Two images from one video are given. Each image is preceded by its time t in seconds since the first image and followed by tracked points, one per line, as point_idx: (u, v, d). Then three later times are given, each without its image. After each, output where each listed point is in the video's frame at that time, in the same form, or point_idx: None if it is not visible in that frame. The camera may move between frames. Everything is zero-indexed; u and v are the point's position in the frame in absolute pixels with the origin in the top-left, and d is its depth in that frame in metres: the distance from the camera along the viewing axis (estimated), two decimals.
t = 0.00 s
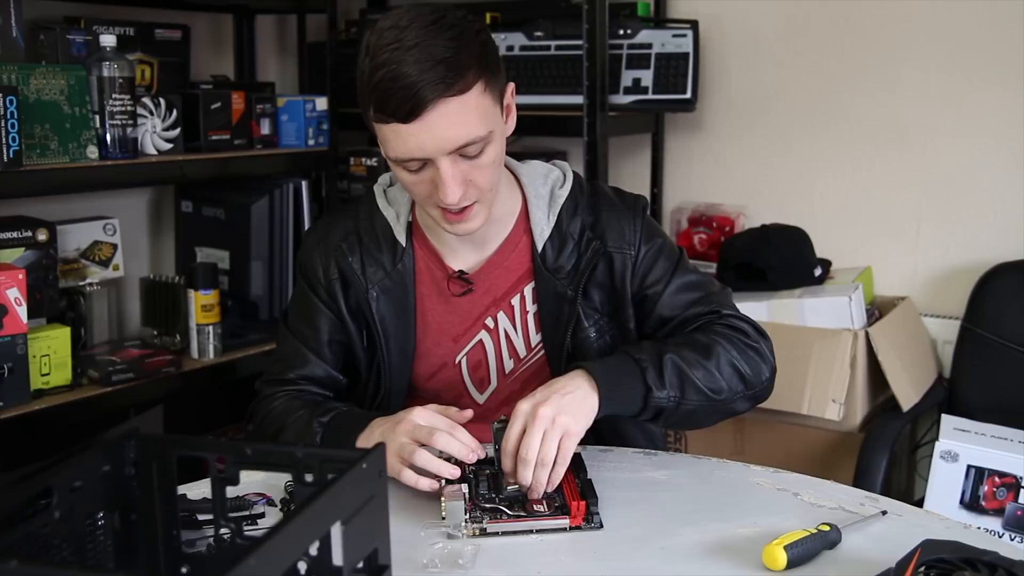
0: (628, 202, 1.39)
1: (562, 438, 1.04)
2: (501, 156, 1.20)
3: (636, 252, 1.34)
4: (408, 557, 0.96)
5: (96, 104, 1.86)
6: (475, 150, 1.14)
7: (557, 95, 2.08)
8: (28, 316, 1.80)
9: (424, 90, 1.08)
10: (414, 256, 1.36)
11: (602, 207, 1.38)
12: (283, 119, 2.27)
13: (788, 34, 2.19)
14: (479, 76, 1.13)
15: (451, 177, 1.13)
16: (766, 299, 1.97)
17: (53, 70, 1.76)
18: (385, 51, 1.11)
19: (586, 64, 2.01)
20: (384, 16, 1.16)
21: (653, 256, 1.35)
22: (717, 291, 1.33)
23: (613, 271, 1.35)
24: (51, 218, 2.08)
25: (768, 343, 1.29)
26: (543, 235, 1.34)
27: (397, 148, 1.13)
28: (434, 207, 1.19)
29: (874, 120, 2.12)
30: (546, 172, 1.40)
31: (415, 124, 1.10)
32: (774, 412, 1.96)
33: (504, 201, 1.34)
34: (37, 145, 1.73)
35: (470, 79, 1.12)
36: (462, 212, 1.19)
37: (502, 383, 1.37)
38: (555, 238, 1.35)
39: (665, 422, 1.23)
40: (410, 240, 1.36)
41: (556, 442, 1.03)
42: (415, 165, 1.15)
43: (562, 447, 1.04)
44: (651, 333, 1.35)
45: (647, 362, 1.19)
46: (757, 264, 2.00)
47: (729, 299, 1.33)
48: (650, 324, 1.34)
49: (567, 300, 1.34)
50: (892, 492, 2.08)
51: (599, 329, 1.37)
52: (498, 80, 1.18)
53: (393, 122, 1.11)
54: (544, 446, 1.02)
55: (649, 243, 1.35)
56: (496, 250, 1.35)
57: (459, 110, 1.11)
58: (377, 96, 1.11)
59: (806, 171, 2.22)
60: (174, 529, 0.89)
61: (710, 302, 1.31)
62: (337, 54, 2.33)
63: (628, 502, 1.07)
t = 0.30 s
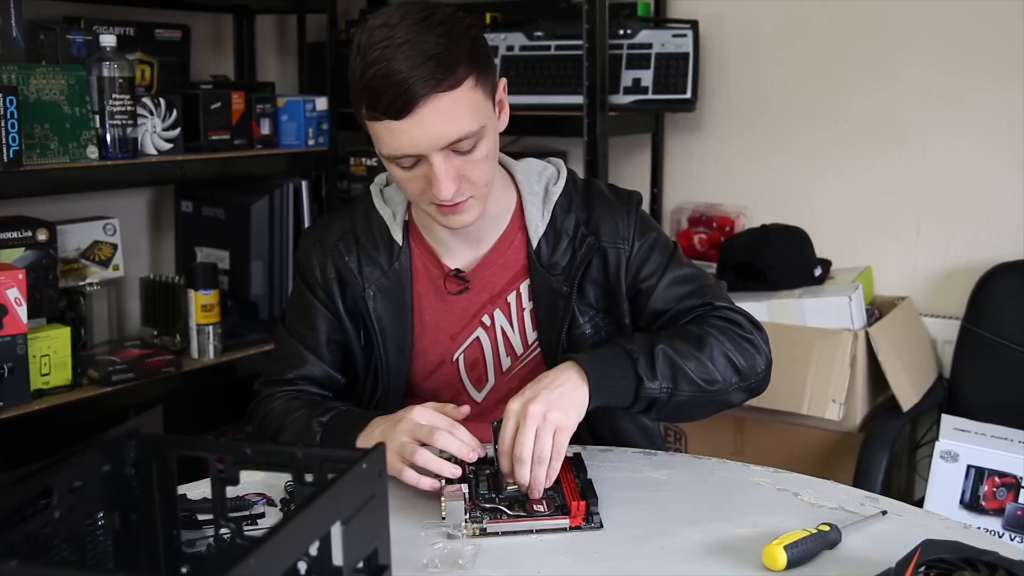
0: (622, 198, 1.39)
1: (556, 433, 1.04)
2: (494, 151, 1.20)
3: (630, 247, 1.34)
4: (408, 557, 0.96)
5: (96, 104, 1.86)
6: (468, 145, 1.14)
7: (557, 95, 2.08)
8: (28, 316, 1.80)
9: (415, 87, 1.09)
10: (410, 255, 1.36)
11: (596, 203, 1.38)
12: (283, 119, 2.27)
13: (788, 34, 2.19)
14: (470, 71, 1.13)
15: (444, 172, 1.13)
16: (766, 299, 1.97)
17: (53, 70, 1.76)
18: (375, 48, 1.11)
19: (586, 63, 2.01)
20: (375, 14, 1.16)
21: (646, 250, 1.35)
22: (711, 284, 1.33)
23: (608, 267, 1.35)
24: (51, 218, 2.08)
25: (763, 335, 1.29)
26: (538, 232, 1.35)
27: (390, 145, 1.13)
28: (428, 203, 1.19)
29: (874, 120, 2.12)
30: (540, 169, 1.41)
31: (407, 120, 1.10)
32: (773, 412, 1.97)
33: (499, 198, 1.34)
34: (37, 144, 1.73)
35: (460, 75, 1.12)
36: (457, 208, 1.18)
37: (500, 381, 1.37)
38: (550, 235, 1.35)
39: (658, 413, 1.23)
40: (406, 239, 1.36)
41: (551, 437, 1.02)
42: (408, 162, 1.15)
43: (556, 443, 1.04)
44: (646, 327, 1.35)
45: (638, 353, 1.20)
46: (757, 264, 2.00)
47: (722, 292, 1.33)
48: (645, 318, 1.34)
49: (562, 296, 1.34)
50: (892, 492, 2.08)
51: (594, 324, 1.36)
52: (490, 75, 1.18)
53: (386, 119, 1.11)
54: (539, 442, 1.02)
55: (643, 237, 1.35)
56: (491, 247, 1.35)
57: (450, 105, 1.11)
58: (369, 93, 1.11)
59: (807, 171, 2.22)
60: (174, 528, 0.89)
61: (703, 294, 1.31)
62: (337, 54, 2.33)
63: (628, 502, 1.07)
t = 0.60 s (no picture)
0: (621, 198, 1.39)
1: (559, 430, 1.04)
2: (495, 140, 1.21)
3: (630, 247, 1.35)
4: (408, 557, 0.96)
5: (96, 104, 1.86)
6: (467, 122, 1.15)
7: (557, 95, 2.08)
8: (28, 316, 1.80)
9: (414, 60, 1.10)
10: (410, 256, 1.36)
11: (595, 204, 1.38)
12: (283, 119, 2.27)
13: (788, 34, 2.19)
14: (468, 53, 1.15)
15: (444, 149, 1.13)
16: (766, 299, 1.97)
17: (53, 70, 1.76)
18: (372, 34, 1.14)
19: (586, 63, 2.01)
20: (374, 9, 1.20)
21: (646, 251, 1.35)
22: (710, 284, 1.34)
23: (607, 268, 1.35)
24: (51, 218, 2.08)
25: (763, 334, 1.29)
26: (538, 233, 1.34)
27: (390, 124, 1.13)
28: (429, 190, 1.18)
29: (874, 120, 2.12)
30: (539, 170, 1.41)
31: (407, 95, 1.11)
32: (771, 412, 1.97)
33: (501, 198, 1.34)
34: (37, 145, 1.73)
35: (459, 53, 1.14)
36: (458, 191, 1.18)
37: (500, 382, 1.37)
38: (550, 236, 1.35)
39: (659, 413, 1.23)
40: (406, 240, 1.36)
41: (553, 435, 1.03)
42: (408, 143, 1.15)
43: (559, 440, 1.04)
44: (646, 327, 1.35)
45: (639, 352, 1.20)
46: (757, 264, 2.00)
47: (722, 292, 1.33)
48: (646, 319, 1.34)
49: (562, 297, 1.34)
50: (892, 492, 2.08)
51: (594, 325, 1.37)
52: (487, 64, 1.20)
53: (386, 96, 1.12)
54: (541, 440, 1.02)
55: (642, 238, 1.35)
56: (491, 248, 1.35)
57: (449, 80, 1.12)
58: (369, 73, 1.13)
59: (807, 171, 2.22)
60: (174, 528, 0.89)
61: (703, 294, 1.31)
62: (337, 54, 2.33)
63: (628, 502, 1.07)
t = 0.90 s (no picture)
0: (625, 202, 1.39)
1: (563, 431, 1.04)
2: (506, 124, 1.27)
3: (634, 251, 1.34)
4: (408, 558, 0.96)
5: (96, 104, 1.86)
6: (482, 102, 1.21)
7: (557, 95, 2.08)
8: (28, 316, 1.80)
9: (431, 40, 1.17)
10: (412, 259, 1.36)
11: (599, 207, 1.38)
12: (283, 119, 2.27)
13: (788, 34, 2.19)
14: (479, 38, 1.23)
15: (463, 124, 1.19)
16: (767, 299, 1.97)
17: (53, 70, 1.77)
18: (383, 24, 1.21)
19: (586, 63, 2.01)
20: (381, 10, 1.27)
21: (650, 255, 1.35)
22: (715, 288, 1.33)
23: (611, 271, 1.35)
24: (51, 218, 2.08)
25: (766, 340, 1.29)
26: (541, 237, 1.34)
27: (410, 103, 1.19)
28: (446, 172, 1.22)
29: (874, 120, 2.12)
30: (542, 173, 1.40)
31: (426, 73, 1.18)
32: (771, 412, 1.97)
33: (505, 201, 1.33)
34: (37, 144, 1.73)
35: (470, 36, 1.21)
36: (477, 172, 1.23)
37: (501, 385, 1.38)
38: (553, 240, 1.35)
39: (662, 416, 1.23)
40: (407, 242, 1.36)
41: (556, 436, 1.03)
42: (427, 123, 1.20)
43: (562, 441, 1.04)
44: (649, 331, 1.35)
45: (643, 356, 1.20)
46: (757, 264, 2.00)
47: (726, 297, 1.32)
48: (649, 323, 1.34)
49: (565, 301, 1.34)
50: (892, 492, 2.08)
51: (596, 329, 1.37)
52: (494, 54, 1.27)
53: (405, 76, 1.19)
54: (544, 440, 1.02)
55: (646, 242, 1.35)
56: (495, 252, 1.34)
57: (465, 58, 1.19)
58: (387, 57, 1.20)
59: (807, 171, 2.22)
60: (174, 528, 0.89)
61: (708, 299, 1.30)
62: (337, 54, 2.33)
63: (628, 502, 1.07)
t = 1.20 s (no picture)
0: (625, 204, 1.39)
1: (563, 432, 1.04)
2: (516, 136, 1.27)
3: (635, 254, 1.34)
4: (408, 558, 0.96)
5: (96, 104, 1.86)
6: (495, 115, 1.21)
7: (557, 95, 2.08)
8: (28, 316, 1.80)
9: (450, 51, 1.16)
10: (412, 259, 1.36)
11: (600, 209, 1.38)
12: (283, 119, 2.27)
13: (788, 34, 2.19)
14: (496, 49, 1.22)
15: (476, 137, 1.19)
16: (766, 299, 1.97)
17: (53, 70, 1.77)
18: (402, 27, 1.19)
19: (586, 63, 2.01)
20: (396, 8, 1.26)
21: (651, 257, 1.35)
22: (715, 291, 1.33)
23: (612, 273, 1.35)
24: (51, 218, 2.08)
25: (767, 343, 1.29)
26: (542, 239, 1.34)
27: (424, 113, 1.19)
28: (453, 181, 1.22)
29: (874, 120, 2.12)
30: (543, 174, 1.40)
31: (443, 83, 1.17)
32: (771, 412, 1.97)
33: (506, 204, 1.33)
34: (37, 145, 1.73)
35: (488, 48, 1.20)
36: (484, 184, 1.22)
37: (501, 386, 1.38)
38: (554, 242, 1.35)
39: (664, 419, 1.23)
40: (407, 242, 1.36)
41: (557, 437, 1.03)
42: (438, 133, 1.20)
43: (562, 442, 1.04)
44: (650, 334, 1.35)
45: (645, 359, 1.20)
46: (756, 264, 2.00)
47: (726, 300, 1.33)
48: (650, 326, 1.34)
49: (566, 303, 1.34)
50: (892, 492, 2.08)
51: (597, 331, 1.37)
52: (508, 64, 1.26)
53: (421, 85, 1.18)
54: (544, 441, 1.02)
55: (647, 244, 1.35)
56: (495, 254, 1.35)
57: (482, 70, 1.18)
58: (403, 63, 1.18)
59: (807, 172, 2.22)
60: (174, 528, 0.89)
61: (709, 302, 1.31)
62: (337, 54, 2.33)
63: (628, 502, 1.07)
